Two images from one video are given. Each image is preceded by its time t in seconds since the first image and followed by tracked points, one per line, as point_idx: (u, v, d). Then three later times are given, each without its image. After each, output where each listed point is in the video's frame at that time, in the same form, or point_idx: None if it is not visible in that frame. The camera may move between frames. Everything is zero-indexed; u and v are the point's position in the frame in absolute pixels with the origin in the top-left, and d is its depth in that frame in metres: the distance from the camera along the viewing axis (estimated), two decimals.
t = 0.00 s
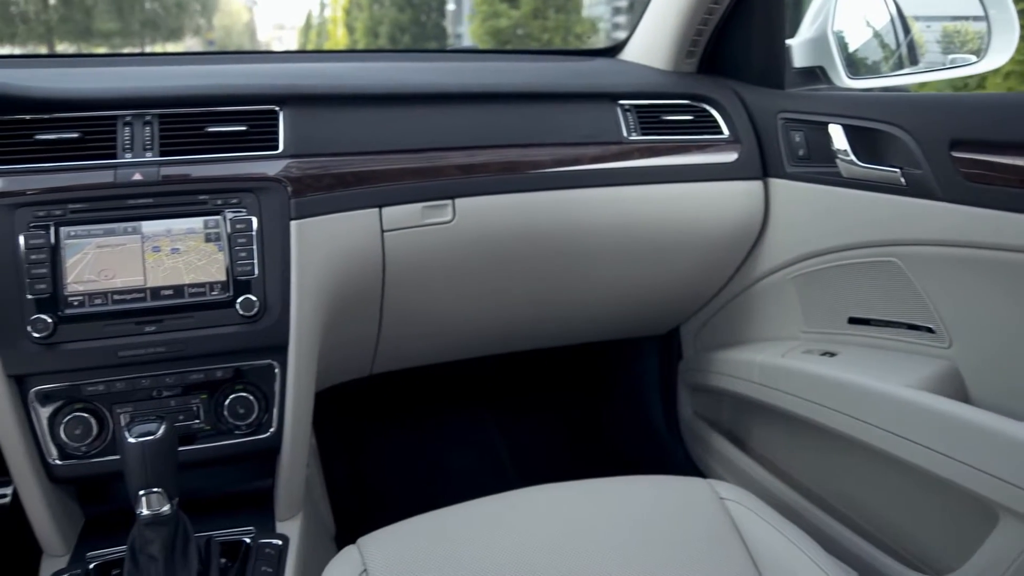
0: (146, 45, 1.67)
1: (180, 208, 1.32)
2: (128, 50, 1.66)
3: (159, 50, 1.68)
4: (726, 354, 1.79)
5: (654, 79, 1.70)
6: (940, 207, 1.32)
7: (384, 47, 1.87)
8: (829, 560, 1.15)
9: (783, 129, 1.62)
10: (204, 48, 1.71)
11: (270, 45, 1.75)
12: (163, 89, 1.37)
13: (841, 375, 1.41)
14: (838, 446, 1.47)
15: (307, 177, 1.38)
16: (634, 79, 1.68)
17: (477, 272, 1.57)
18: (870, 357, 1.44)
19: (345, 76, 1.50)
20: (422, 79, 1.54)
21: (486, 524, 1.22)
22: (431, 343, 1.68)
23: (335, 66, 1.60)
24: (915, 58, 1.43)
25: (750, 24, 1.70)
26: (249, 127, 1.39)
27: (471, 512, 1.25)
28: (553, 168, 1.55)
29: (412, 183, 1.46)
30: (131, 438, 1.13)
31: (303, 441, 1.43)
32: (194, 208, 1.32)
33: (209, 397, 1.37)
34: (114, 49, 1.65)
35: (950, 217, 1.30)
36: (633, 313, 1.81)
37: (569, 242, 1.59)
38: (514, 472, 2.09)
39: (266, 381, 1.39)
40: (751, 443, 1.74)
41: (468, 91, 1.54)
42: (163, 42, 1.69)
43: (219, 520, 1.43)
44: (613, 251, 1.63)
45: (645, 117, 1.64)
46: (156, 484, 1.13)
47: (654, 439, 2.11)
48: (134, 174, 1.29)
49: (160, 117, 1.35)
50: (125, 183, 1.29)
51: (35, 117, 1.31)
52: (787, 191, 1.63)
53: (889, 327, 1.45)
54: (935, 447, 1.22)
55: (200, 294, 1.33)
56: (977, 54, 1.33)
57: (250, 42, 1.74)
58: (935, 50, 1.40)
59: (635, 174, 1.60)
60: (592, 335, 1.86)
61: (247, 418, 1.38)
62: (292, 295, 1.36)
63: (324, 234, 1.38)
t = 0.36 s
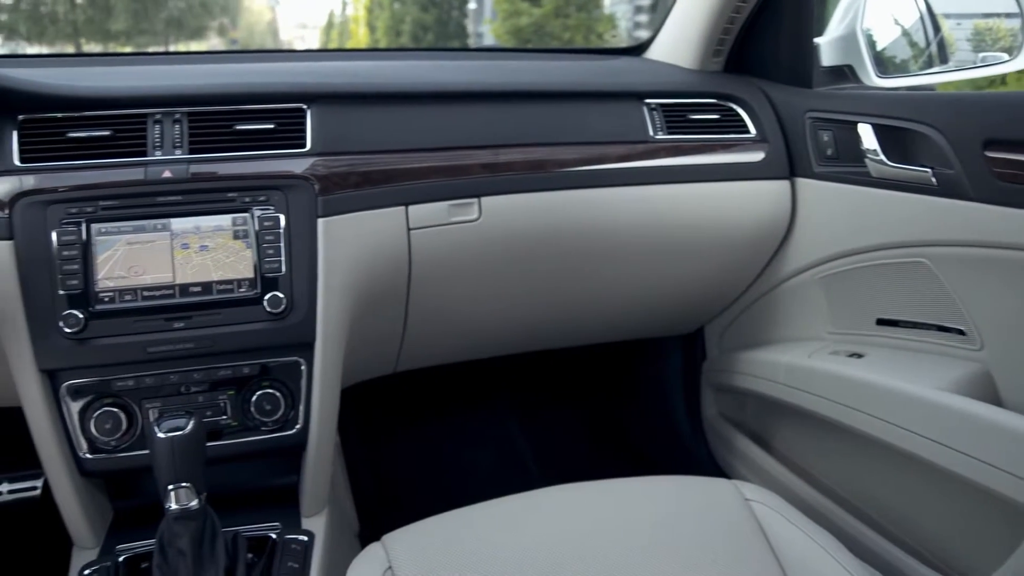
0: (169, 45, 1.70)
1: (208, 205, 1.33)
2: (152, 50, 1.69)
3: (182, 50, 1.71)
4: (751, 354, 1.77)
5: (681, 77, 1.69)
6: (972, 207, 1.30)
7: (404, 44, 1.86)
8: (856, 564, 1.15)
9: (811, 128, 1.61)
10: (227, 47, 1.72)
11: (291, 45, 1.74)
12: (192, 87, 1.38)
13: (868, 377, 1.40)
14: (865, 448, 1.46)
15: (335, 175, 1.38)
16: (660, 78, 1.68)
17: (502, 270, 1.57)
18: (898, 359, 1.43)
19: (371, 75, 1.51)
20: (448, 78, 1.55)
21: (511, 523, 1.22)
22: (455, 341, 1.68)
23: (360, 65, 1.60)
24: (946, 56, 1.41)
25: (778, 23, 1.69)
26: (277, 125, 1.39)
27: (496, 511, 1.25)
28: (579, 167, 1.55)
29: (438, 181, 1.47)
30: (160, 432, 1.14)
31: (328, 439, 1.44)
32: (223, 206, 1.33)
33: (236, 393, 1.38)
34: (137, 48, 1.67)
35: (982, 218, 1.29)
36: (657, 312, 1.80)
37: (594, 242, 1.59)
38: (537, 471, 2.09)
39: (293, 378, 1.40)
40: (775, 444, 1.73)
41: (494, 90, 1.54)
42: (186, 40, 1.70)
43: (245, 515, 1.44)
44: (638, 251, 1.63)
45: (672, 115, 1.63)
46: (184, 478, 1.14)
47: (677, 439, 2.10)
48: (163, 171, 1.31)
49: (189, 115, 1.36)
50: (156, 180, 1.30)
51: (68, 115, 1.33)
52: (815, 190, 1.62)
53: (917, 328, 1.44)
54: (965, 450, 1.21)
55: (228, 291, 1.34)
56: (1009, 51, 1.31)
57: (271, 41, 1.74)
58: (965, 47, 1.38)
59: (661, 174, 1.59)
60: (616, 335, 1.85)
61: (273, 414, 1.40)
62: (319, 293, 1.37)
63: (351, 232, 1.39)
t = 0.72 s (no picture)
0: (194, 44, 1.70)
1: (238, 203, 1.34)
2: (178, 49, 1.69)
3: (207, 48, 1.70)
4: (778, 356, 1.76)
5: (709, 77, 1.68)
6: (1007, 208, 1.29)
7: (427, 44, 1.86)
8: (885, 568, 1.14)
9: (840, 128, 1.60)
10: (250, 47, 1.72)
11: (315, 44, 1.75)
12: (222, 85, 1.39)
13: (897, 379, 1.38)
14: (893, 451, 1.44)
15: (363, 174, 1.39)
16: (688, 77, 1.67)
17: (529, 270, 1.57)
18: (929, 362, 1.41)
19: (399, 74, 1.51)
20: (475, 77, 1.55)
21: (536, 522, 1.22)
22: (480, 340, 1.69)
23: (387, 64, 1.60)
24: (978, 55, 1.39)
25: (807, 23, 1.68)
26: (306, 124, 1.40)
27: (522, 510, 1.25)
28: (606, 166, 1.54)
29: (465, 181, 1.47)
30: (190, 429, 1.16)
31: (354, 437, 1.45)
32: (252, 203, 1.34)
33: (264, 390, 1.39)
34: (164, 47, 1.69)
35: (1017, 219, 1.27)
36: (683, 312, 1.79)
37: (621, 242, 1.58)
38: (560, 471, 2.09)
39: (320, 376, 1.40)
40: (801, 447, 1.71)
41: (521, 89, 1.54)
42: (210, 40, 1.69)
43: (273, 511, 1.45)
44: (665, 251, 1.62)
45: (699, 115, 1.62)
46: (214, 474, 1.15)
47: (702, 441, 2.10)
48: (193, 169, 1.32)
49: (219, 113, 1.37)
50: (186, 178, 1.32)
51: (100, 113, 1.34)
52: (845, 191, 1.61)
53: (948, 331, 1.42)
54: (996, 454, 1.19)
55: (257, 289, 1.35)
56: None
57: (294, 40, 1.75)
58: (998, 46, 1.36)
59: (688, 173, 1.59)
60: (640, 335, 1.85)
61: (301, 411, 1.40)
62: (347, 290, 1.38)
63: (378, 230, 1.40)
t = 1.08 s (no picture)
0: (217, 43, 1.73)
1: (266, 201, 1.34)
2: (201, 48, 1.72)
3: (230, 48, 1.72)
4: (804, 357, 1.75)
5: (736, 76, 1.67)
6: None
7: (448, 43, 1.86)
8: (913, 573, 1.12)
9: (869, 128, 1.58)
10: (273, 46, 1.74)
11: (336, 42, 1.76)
12: (250, 84, 1.39)
13: (926, 381, 1.37)
14: (920, 455, 1.43)
15: (389, 172, 1.39)
16: (715, 77, 1.66)
17: (555, 270, 1.57)
18: (958, 364, 1.40)
19: (424, 73, 1.51)
20: (501, 76, 1.55)
21: (561, 521, 1.22)
22: (505, 339, 1.69)
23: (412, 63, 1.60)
24: (1010, 53, 1.37)
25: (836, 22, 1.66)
26: (333, 123, 1.41)
27: (547, 509, 1.26)
28: (633, 166, 1.54)
29: (491, 180, 1.47)
30: (218, 425, 1.17)
31: (380, 435, 1.46)
32: (280, 202, 1.35)
33: (291, 387, 1.40)
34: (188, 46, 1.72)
35: None
36: (709, 313, 1.78)
37: (647, 242, 1.58)
38: (583, 472, 2.08)
39: (346, 373, 1.41)
40: (826, 449, 1.70)
41: (548, 88, 1.53)
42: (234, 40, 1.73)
43: (299, 508, 1.46)
44: (691, 252, 1.62)
45: (726, 115, 1.61)
46: (241, 470, 1.16)
47: (726, 442, 2.09)
48: (222, 168, 1.33)
49: (248, 112, 1.38)
50: (215, 176, 1.33)
51: (131, 112, 1.35)
52: (873, 192, 1.59)
53: (978, 333, 1.41)
54: None
55: (284, 286, 1.35)
56: None
57: (317, 39, 1.76)
58: None
59: (715, 173, 1.58)
60: (665, 335, 1.84)
61: (327, 409, 1.41)
62: (374, 288, 1.38)
63: (405, 229, 1.40)
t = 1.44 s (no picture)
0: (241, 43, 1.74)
1: (294, 199, 1.35)
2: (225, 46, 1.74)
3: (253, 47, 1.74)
4: (831, 359, 1.73)
5: (764, 76, 1.65)
6: None
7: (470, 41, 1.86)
8: None
9: (901, 128, 1.57)
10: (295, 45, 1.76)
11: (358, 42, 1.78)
12: (278, 83, 1.40)
13: (955, 384, 1.35)
14: (949, 458, 1.41)
15: (417, 171, 1.39)
16: (743, 76, 1.65)
17: (581, 269, 1.56)
18: (989, 367, 1.38)
19: (451, 72, 1.51)
20: (528, 75, 1.54)
21: (586, 521, 1.22)
22: (530, 338, 1.69)
23: (438, 62, 1.61)
24: None
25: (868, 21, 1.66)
26: (361, 121, 1.41)
27: (572, 509, 1.25)
28: (660, 165, 1.53)
29: (518, 179, 1.47)
30: (247, 421, 1.17)
31: (406, 433, 1.46)
32: (308, 200, 1.36)
33: (317, 384, 1.40)
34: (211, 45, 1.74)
35: None
36: (735, 313, 1.77)
37: (674, 241, 1.57)
38: (607, 472, 2.08)
39: (373, 371, 1.42)
40: (853, 452, 1.69)
41: (574, 87, 1.53)
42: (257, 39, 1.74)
43: (325, 505, 1.47)
44: (719, 252, 1.61)
45: (754, 114, 1.60)
46: (269, 467, 1.16)
47: (751, 444, 2.08)
48: (252, 166, 1.34)
49: (277, 110, 1.39)
50: (244, 174, 1.34)
51: (161, 110, 1.36)
52: (903, 193, 1.58)
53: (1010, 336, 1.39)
54: None
55: (312, 284, 1.36)
56: None
57: (339, 39, 1.77)
58: None
59: (743, 173, 1.57)
60: (691, 335, 1.83)
61: (353, 406, 1.42)
62: (401, 286, 1.39)
63: (431, 228, 1.40)
